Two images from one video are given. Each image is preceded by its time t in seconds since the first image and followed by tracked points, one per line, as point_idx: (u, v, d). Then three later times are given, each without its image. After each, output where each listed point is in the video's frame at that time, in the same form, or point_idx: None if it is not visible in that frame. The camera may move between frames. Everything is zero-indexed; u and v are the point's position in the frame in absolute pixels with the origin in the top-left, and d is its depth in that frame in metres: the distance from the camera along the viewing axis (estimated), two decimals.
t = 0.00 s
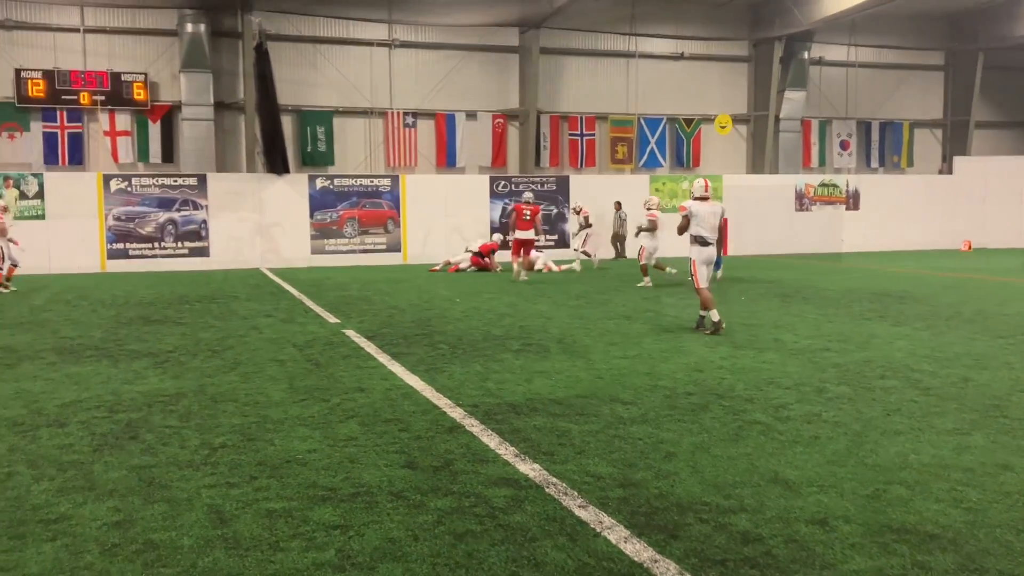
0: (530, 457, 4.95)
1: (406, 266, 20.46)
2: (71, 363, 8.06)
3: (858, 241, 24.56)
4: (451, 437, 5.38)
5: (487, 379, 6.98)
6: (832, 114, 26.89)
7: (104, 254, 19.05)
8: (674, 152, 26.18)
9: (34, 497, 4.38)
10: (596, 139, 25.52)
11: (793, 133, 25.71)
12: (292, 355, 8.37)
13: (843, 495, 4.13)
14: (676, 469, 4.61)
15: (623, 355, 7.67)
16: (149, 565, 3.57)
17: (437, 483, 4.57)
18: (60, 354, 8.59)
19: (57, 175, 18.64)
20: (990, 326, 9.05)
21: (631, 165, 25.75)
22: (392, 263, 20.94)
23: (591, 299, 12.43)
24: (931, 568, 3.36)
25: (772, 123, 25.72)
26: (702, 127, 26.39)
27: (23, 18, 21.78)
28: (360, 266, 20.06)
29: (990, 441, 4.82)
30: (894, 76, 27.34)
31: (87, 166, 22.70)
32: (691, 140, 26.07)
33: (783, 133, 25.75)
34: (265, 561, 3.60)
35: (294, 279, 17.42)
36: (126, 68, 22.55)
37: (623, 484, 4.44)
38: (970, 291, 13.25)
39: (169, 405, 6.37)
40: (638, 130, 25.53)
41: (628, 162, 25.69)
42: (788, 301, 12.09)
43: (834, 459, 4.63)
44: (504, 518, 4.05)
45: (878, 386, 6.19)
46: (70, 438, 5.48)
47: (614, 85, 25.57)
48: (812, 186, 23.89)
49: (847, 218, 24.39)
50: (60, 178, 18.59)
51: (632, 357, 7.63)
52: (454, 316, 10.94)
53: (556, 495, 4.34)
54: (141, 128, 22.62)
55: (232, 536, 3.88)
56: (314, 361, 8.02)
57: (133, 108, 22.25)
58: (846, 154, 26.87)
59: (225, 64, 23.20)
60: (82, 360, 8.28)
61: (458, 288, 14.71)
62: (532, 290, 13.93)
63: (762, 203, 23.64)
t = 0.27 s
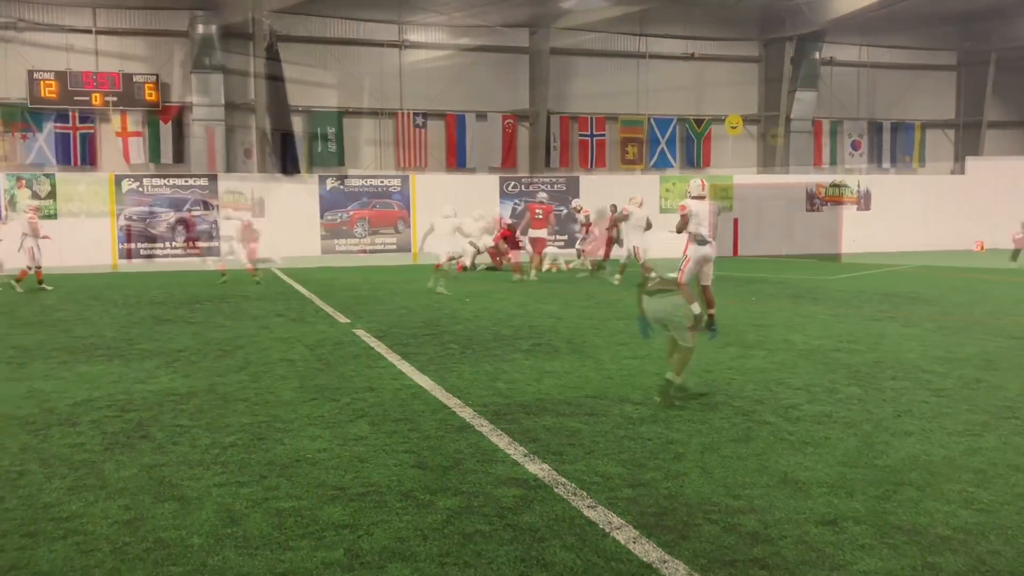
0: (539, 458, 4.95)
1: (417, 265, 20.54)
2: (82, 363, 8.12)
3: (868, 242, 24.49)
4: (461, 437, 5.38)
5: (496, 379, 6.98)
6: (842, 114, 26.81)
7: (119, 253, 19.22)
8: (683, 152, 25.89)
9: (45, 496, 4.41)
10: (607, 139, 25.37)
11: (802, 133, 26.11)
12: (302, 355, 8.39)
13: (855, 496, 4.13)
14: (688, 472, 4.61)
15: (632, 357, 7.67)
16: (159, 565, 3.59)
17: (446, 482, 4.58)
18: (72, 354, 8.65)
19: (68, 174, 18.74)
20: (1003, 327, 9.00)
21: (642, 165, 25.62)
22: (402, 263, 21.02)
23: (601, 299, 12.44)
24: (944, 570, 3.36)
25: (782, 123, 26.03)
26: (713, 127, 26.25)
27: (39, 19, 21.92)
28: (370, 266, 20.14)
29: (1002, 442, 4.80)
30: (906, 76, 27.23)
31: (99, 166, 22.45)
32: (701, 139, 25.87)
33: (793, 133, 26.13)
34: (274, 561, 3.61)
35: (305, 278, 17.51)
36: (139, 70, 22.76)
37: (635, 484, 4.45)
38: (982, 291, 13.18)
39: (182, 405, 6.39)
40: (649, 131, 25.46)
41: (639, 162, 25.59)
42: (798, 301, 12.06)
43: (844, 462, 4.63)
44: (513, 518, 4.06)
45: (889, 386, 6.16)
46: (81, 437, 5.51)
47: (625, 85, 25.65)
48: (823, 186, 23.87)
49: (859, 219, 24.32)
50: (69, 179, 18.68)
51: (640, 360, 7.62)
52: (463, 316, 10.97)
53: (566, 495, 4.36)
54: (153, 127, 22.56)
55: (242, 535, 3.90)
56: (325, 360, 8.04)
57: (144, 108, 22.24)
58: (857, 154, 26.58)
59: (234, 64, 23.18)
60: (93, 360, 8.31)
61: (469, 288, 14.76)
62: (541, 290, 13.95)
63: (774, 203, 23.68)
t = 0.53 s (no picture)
0: (551, 458, 4.93)
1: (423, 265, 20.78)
2: (93, 361, 8.16)
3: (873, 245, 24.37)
4: (475, 436, 5.42)
5: (506, 381, 7.02)
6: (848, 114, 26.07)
7: (127, 251, 21.79)
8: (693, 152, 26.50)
9: (48, 494, 4.31)
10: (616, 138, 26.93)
11: (812, 133, 25.82)
12: (311, 355, 8.43)
13: (872, 500, 4.15)
14: (705, 476, 4.56)
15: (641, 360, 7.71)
16: (165, 563, 3.49)
17: (457, 482, 4.53)
18: (82, 352, 8.68)
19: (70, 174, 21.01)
20: (1010, 335, 9.04)
21: (649, 165, 26.38)
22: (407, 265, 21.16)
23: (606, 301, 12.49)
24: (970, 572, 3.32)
25: (791, 123, 26.16)
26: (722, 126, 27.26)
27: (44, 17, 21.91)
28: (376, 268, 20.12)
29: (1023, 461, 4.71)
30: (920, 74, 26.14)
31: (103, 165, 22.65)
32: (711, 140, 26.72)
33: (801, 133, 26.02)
34: (283, 559, 3.53)
35: (311, 279, 17.54)
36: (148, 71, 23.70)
37: (651, 487, 4.38)
38: (986, 296, 13.22)
39: (195, 403, 6.42)
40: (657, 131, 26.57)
41: (647, 162, 26.42)
42: (803, 305, 12.10)
43: (854, 465, 4.70)
44: (527, 518, 3.99)
45: (910, 403, 6.05)
46: (88, 435, 5.48)
47: (634, 83, 27.51)
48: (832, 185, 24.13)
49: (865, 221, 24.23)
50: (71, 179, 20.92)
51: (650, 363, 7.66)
52: (475, 318, 10.93)
53: (581, 496, 4.29)
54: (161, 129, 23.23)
55: (249, 533, 3.81)
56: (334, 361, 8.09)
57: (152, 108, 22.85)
58: (865, 155, 25.14)
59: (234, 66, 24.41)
60: (103, 358, 8.35)
61: (474, 288, 14.84)
62: (551, 292, 13.91)
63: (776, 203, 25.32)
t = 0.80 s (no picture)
0: (552, 455, 4.94)
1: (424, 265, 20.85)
2: (98, 359, 8.18)
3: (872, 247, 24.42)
4: (476, 434, 5.42)
5: (510, 380, 7.01)
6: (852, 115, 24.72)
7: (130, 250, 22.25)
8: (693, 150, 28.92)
9: (48, 494, 4.30)
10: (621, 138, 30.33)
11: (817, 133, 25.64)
12: (312, 354, 8.42)
13: (872, 498, 4.16)
14: (706, 475, 4.55)
15: (643, 359, 7.70)
16: (164, 562, 3.48)
17: (457, 480, 4.52)
18: (83, 351, 8.67)
19: (72, 174, 20.92)
20: (1012, 335, 9.03)
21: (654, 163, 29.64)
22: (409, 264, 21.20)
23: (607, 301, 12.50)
24: (970, 571, 3.31)
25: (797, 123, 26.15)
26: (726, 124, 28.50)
27: (45, 17, 21.78)
28: (378, 267, 20.09)
29: None
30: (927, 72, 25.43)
31: (102, 166, 23.09)
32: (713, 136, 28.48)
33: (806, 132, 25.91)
34: (282, 558, 3.52)
35: (314, 277, 17.57)
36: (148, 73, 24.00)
37: (652, 486, 4.37)
38: (987, 296, 13.24)
39: (196, 402, 6.41)
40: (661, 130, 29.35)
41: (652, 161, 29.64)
42: (810, 304, 12.05)
43: (854, 464, 4.70)
44: (528, 516, 3.97)
45: (917, 405, 5.99)
46: (91, 434, 5.48)
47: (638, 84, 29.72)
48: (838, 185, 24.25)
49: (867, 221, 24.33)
50: (73, 178, 20.80)
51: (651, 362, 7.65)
52: (480, 316, 10.93)
53: (582, 494, 4.27)
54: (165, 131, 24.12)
55: (248, 532, 3.80)
56: (336, 360, 8.08)
57: (156, 108, 23.91)
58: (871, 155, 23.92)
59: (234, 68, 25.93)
60: (106, 357, 8.36)
61: (475, 287, 14.85)
62: (555, 291, 13.92)
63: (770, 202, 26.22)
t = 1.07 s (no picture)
0: (553, 455, 4.94)
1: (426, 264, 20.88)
2: (100, 358, 8.19)
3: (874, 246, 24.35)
4: (477, 434, 5.41)
5: (510, 380, 7.01)
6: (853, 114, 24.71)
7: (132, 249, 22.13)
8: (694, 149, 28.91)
9: (49, 493, 4.30)
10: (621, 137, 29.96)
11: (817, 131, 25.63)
12: (312, 353, 8.43)
13: (873, 497, 4.16)
14: (707, 474, 4.55)
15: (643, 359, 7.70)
16: (165, 561, 3.48)
17: (458, 479, 4.52)
18: (83, 350, 8.67)
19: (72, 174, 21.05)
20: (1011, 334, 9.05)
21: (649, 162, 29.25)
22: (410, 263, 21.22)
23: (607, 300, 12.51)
24: (971, 570, 3.31)
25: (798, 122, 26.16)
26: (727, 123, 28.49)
27: (45, 15, 21.75)
28: (379, 266, 20.09)
29: None
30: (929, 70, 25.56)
31: (103, 166, 23.18)
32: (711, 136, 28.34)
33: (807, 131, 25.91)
34: (283, 556, 3.52)
35: (315, 276, 17.58)
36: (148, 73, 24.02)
37: (653, 486, 4.37)
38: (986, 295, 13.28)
39: (197, 401, 6.41)
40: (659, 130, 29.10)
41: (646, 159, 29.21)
42: (811, 303, 12.06)
43: (855, 463, 4.70)
44: (529, 515, 3.97)
45: (918, 404, 6.00)
46: (92, 433, 5.49)
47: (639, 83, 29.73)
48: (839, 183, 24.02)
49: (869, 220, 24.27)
50: (74, 177, 20.87)
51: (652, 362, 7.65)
52: (481, 316, 10.93)
53: (583, 493, 4.27)
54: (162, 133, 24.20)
55: (250, 531, 3.80)
56: (336, 359, 8.08)
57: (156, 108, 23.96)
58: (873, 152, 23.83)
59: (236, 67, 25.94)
60: (107, 355, 8.37)
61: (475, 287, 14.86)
62: (555, 290, 13.92)
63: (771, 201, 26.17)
